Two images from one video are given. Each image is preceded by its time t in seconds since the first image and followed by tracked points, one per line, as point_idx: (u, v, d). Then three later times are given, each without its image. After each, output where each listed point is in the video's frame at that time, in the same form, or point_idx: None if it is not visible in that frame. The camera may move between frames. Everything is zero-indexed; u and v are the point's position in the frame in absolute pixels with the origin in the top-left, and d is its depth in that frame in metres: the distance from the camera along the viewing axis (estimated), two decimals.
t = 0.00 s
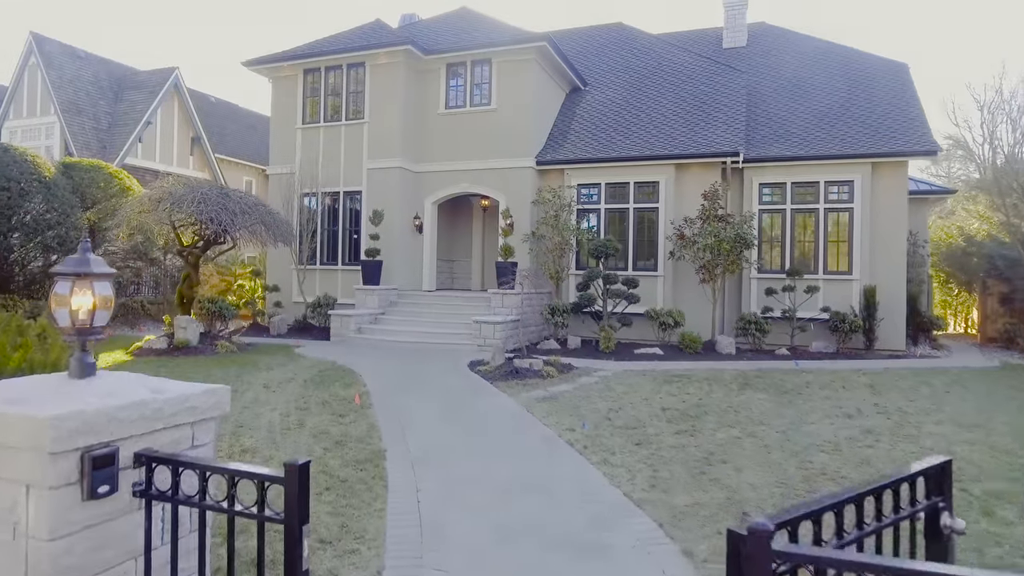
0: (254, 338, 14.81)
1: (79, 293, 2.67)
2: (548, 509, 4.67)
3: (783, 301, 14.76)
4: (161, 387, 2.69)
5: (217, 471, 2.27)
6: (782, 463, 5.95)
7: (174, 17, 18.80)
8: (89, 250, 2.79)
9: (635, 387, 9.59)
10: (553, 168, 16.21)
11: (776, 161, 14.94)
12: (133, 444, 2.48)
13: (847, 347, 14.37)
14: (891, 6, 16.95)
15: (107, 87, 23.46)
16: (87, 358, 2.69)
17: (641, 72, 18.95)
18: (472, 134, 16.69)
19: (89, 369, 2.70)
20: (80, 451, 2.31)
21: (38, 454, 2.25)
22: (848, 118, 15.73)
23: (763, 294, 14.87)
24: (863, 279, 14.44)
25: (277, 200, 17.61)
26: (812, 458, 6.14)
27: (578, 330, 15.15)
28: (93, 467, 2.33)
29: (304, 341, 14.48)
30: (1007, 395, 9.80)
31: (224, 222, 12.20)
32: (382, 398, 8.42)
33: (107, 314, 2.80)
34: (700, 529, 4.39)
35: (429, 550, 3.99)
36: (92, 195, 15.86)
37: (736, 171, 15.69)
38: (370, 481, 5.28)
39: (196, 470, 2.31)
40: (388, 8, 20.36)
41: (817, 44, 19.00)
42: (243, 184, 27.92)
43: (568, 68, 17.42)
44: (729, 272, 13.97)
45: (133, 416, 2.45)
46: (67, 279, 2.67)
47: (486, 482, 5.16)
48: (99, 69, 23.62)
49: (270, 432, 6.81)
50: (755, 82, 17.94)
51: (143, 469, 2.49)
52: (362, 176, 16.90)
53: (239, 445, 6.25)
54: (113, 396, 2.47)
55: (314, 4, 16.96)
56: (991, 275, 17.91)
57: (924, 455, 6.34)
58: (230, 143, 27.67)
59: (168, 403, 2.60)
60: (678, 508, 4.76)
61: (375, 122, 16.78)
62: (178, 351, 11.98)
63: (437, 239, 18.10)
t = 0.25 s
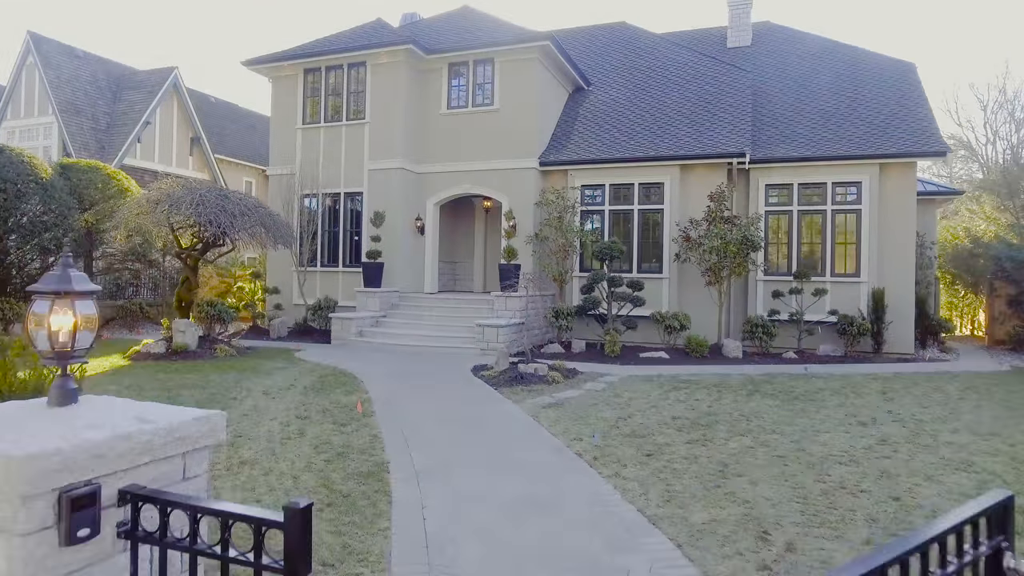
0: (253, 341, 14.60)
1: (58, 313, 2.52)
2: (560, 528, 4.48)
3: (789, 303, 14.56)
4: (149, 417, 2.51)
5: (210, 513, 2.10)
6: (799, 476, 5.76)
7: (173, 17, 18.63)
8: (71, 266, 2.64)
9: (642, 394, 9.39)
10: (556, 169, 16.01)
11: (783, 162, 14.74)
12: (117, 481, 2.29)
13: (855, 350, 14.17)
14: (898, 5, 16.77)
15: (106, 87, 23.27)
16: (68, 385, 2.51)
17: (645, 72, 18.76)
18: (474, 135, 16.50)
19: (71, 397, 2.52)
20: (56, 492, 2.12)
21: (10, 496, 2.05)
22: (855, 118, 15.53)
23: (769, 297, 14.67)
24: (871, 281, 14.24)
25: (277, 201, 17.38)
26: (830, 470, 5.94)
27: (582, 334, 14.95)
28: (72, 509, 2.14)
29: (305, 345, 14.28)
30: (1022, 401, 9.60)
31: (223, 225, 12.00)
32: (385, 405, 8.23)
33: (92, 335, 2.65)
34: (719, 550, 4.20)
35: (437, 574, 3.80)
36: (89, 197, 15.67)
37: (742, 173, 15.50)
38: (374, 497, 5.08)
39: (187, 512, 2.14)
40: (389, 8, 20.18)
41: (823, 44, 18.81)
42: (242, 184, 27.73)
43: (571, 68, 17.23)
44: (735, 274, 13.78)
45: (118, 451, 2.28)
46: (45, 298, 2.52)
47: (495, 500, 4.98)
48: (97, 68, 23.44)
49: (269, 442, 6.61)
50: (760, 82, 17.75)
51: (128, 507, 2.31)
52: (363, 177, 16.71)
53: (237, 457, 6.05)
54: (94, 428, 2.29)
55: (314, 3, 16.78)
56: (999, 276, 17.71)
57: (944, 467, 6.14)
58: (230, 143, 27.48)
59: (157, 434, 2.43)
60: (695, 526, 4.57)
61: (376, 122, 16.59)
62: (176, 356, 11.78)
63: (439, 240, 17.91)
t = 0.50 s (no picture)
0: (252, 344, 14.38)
1: (28, 331, 2.38)
2: (572, 546, 4.27)
3: (796, 306, 14.35)
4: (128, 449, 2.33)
5: (197, 560, 1.95)
6: (817, 489, 5.54)
7: (171, 16, 18.43)
8: (43, 280, 2.51)
9: (649, 399, 9.17)
10: (560, 169, 15.79)
11: (789, 162, 14.53)
12: (91, 523, 2.12)
13: (863, 353, 13.95)
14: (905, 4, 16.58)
15: (104, 86, 23.06)
16: (40, 412, 2.48)
17: (648, 71, 18.55)
18: (476, 134, 16.29)
19: (44, 424, 2.49)
20: (22, 538, 1.93)
21: None
22: (862, 118, 15.33)
23: (776, 299, 14.46)
24: (879, 283, 14.03)
25: (276, 200, 17.11)
26: (849, 482, 5.73)
27: (585, 336, 14.73)
28: (38, 559, 1.94)
29: (304, 348, 14.06)
30: None
31: (221, 226, 11.76)
32: (386, 411, 8.01)
33: (69, 353, 2.54)
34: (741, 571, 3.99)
35: None
36: (86, 197, 15.32)
37: (748, 173, 15.29)
38: (376, 512, 4.86)
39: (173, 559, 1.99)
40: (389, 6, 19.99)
41: (828, 42, 18.60)
42: (242, 185, 27.51)
43: (574, 67, 17.02)
44: (742, 276, 13.57)
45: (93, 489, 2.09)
46: (15, 316, 2.38)
47: (503, 515, 4.77)
48: (95, 68, 23.23)
49: (267, 451, 6.39)
50: (766, 81, 17.54)
51: (103, 552, 2.12)
52: (363, 177, 16.50)
53: (234, 468, 5.83)
54: (68, 464, 2.11)
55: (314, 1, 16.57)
56: (1006, 278, 17.52)
57: (967, 478, 5.93)
58: (229, 143, 27.27)
59: (138, 467, 2.25)
60: (714, 544, 4.36)
61: (376, 122, 16.38)
62: (174, 360, 11.56)
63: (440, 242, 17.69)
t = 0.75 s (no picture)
0: (250, 348, 14.16)
1: None
2: (583, 570, 4.05)
3: (803, 308, 14.12)
4: (95, 495, 2.28)
5: None
6: (837, 504, 5.31)
7: (169, 14, 18.19)
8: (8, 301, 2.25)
9: (656, 406, 8.94)
10: (563, 169, 15.57)
11: (796, 163, 14.31)
12: None
13: (871, 357, 13.73)
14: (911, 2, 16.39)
15: (101, 86, 22.81)
16: None
17: (652, 70, 18.32)
18: (478, 134, 16.06)
19: None
20: None
21: None
22: (869, 117, 15.11)
23: (782, 302, 14.24)
24: (887, 286, 13.80)
25: (275, 201, 16.87)
26: (869, 497, 5.51)
27: (588, 340, 14.50)
28: None
29: (303, 351, 13.82)
30: None
31: (218, 228, 11.52)
32: (387, 419, 7.78)
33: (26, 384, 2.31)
34: None
35: None
36: (81, 198, 15.04)
37: (754, 174, 15.07)
38: (377, 531, 4.63)
39: None
40: (389, 5, 19.77)
41: (834, 41, 18.39)
42: (240, 185, 27.27)
43: (577, 66, 16.80)
44: (748, 279, 13.35)
45: (58, 543, 2.02)
46: None
47: (510, 535, 4.54)
48: (92, 67, 22.99)
49: (263, 464, 6.16)
50: (770, 80, 17.32)
51: None
52: (363, 178, 16.27)
53: (228, 483, 5.59)
54: (30, 516, 2.04)
55: None
56: (1014, 279, 17.32)
57: (991, 491, 5.71)
58: (227, 143, 27.03)
59: (108, 516, 2.19)
60: (732, 567, 4.13)
61: (376, 121, 16.15)
62: (169, 364, 11.34)
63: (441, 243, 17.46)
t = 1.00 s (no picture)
0: (248, 352, 13.90)
1: None
2: None
3: (810, 312, 13.87)
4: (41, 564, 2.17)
5: None
6: (858, 523, 5.07)
7: (166, 13, 17.96)
8: None
9: (663, 415, 8.68)
10: (565, 170, 15.32)
11: (803, 163, 14.06)
12: None
13: (879, 361, 13.47)
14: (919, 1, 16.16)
15: (98, 85, 22.57)
16: None
17: (655, 69, 18.07)
18: (479, 134, 15.82)
19: None
20: None
21: None
22: (877, 117, 14.86)
23: (789, 305, 14.00)
24: (895, 288, 13.55)
25: (273, 202, 16.61)
26: (891, 514, 5.26)
27: (591, 344, 14.24)
28: None
29: (302, 356, 13.59)
30: None
31: (214, 231, 11.25)
32: (386, 429, 7.53)
33: None
34: None
35: None
36: (76, 199, 14.74)
37: (760, 174, 14.82)
38: (375, 554, 4.38)
39: None
40: (390, 3, 19.54)
41: (839, 40, 18.15)
42: (239, 185, 27.04)
43: (579, 65, 16.55)
44: (755, 281, 13.11)
45: None
46: None
47: (515, 558, 4.30)
48: (89, 67, 22.75)
49: (257, 478, 5.91)
50: (776, 79, 17.07)
51: None
52: (363, 179, 16.02)
53: (219, 500, 5.34)
54: None
55: None
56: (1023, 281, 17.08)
57: (1017, 508, 5.46)
58: (226, 143, 26.78)
59: None
60: None
61: (376, 121, 15.91)
62: (164, 370, 11.10)
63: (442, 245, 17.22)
